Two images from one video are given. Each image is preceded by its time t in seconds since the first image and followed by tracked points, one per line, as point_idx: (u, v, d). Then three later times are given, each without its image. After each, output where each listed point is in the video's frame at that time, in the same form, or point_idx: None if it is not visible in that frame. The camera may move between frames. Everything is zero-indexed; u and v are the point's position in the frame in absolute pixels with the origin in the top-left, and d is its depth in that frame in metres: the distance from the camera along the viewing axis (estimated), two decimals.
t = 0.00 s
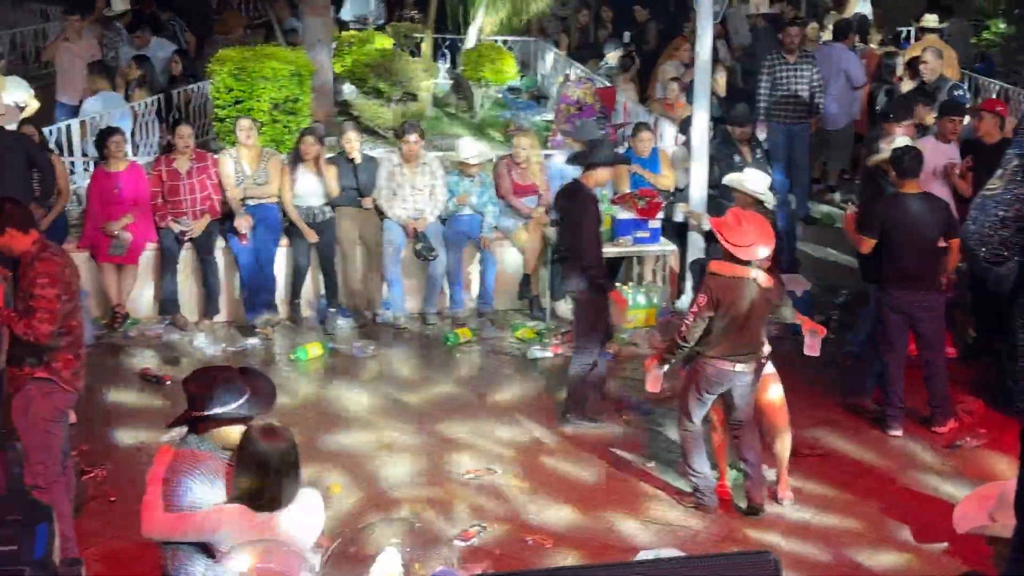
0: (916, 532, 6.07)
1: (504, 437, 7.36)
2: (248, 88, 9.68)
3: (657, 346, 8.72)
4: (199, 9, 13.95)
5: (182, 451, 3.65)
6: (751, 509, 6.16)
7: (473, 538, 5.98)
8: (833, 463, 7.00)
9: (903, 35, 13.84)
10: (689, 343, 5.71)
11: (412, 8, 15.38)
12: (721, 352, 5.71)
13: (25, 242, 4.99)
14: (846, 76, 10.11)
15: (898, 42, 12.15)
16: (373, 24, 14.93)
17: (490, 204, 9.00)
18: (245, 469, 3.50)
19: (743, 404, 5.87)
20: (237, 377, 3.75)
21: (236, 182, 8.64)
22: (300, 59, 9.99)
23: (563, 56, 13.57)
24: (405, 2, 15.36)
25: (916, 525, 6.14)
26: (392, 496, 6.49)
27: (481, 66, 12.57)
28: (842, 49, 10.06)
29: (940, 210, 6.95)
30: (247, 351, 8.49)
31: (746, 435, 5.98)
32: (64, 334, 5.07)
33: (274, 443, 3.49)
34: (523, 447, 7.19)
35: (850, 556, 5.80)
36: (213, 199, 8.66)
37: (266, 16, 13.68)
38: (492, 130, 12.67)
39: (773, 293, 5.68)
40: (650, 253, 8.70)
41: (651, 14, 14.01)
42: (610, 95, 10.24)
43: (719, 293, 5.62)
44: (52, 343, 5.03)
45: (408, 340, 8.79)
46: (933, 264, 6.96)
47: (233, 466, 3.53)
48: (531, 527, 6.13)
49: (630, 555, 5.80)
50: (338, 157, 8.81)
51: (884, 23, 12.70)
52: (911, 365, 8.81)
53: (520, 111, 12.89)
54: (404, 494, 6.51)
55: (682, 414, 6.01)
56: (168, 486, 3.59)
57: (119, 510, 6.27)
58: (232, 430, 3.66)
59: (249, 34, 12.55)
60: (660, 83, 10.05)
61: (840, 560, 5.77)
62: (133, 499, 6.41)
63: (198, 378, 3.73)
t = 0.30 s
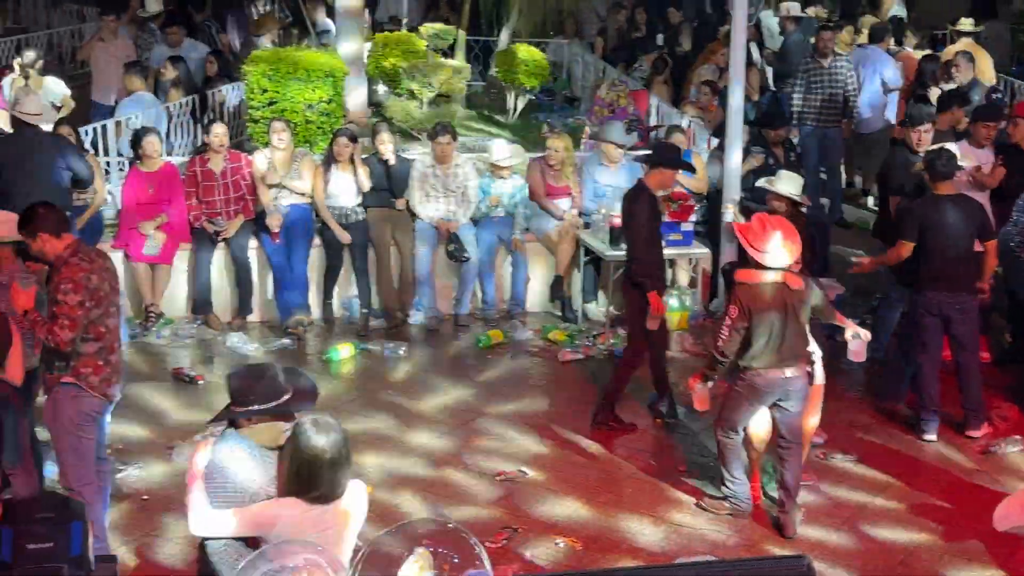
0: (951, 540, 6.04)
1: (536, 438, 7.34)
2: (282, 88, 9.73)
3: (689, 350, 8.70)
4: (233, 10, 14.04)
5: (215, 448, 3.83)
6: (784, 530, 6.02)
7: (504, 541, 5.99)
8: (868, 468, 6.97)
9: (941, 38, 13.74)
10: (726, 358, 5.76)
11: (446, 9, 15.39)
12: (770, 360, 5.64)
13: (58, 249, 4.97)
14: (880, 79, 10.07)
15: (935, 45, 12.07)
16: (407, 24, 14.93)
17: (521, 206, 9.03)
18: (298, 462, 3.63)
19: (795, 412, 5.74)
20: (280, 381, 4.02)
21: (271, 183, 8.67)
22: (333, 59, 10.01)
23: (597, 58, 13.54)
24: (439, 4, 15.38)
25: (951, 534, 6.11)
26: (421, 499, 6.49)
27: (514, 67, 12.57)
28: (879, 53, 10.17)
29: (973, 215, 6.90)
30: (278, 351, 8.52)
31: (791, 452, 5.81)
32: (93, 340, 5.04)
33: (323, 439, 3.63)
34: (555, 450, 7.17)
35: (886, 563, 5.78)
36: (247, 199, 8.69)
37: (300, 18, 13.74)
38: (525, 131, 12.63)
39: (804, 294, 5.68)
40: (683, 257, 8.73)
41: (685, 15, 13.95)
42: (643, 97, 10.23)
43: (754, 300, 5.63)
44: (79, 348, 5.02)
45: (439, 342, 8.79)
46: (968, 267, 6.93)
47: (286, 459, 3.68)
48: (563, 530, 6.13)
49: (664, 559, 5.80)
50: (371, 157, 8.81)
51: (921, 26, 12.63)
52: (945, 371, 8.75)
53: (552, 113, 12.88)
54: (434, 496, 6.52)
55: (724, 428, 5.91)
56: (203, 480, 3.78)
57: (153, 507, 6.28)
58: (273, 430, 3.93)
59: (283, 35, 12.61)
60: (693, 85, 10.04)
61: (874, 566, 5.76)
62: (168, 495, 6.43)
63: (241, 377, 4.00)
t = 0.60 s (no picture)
0: (990, 547, 6.01)
1: (572, 441, 7.35)
2: (318, 90, 9.80)
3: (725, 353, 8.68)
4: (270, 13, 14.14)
5: (262, 454, 3.95)
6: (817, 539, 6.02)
7: (537, 543, 6.00)
8: (904, 474, 6.94)
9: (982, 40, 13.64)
10: (747, 360, 5.49)
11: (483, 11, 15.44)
12: (785, 370, 5.47)
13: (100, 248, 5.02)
14: (919, 82, 10.01)
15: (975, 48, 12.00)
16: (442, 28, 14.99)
17: (556, 210, 8.95)
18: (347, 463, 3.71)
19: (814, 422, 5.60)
20: (320, 379, 4.01)
21: (307, 185, 8.75)
22: (370, 61, 10.04)
23: (634, 60, 13.53)
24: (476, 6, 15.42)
25: (991, 540, 6.09)
26: (455, 500, 6.52)
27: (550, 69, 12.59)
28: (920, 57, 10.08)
29: (1008, 220, 6.86)
30: (313, 352, 8.55)
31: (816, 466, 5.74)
32: (121, 343, 4.97)
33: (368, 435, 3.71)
34: (590, 452, 7.18)
35: (923, 569, 5.75)
36: (283, 200, 8.77)
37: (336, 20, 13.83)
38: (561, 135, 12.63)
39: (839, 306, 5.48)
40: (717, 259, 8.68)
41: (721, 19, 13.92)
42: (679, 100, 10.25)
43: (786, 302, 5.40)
44: (107, 352, 4.97)
45: (473, 344, 8.80)
46: (1006, 273, 6.88)
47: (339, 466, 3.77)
48: (597, 533, 6.14)
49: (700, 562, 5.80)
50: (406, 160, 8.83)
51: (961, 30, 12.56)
52: (982, 377, 8.69)
53: (588, 116, 12.89)
54: (467, 498, 6.53)
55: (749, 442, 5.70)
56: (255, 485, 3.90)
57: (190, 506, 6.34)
58: (311, 429, 3.95)
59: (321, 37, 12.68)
60: (728, 88, 10.04)
61: (912, 572, 5.73)
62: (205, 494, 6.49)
63: (283, 377, 3.98)
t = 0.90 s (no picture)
0: None
1: (609, 444, 7.35)
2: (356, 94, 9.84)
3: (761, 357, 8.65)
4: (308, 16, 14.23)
5: (299, 460, 3.81)
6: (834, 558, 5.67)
7: (573, 547, 5.99)
8: (945, 481, 6.89)
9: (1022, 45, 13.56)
10: (770, 374, 5.40)
11: (519, 15, 15.49)
12: (809, 388, 5.39)
13: (137, 255, 5.16)
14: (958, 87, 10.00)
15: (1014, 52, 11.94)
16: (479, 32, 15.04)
17: (591, 212, 9.04)
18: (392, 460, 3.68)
19: (829, 450, 5.46)
20: (353, 385, 3.97)
21: (342, 187, 8.74)
22: (407, 66, 10.09)
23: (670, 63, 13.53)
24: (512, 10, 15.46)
25: None
26: (493, 501, 6.54)
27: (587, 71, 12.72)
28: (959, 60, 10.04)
29: None
30: (350, 354, 8.57)
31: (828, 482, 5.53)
32: (155, 349, 5.06)
33: (408, 433, 3.68)
34: (628, 455, 7.17)
35: None
36: (320, 203, 8.77)
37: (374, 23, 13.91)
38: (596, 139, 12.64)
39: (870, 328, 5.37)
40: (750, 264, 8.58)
41: (757, 23, 13.89)
42: (716, 104, 10.27)
43: (809, 324, 5.31)
44: (141, 356, 5.06)
45: (508, 347, 8.81)
46: None
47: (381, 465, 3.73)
48: (634, 537, 6.12)
49: (742, 568, 5.78)
50: (443, 163, 8.84)
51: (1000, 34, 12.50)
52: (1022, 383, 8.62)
53: (624, 119, 12.91)
54: (503, 500, 6.53)
55: (774, 455, 5.74)
56: (301, 484, 3.78)
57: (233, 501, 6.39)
58: (349, 431, 3.94)
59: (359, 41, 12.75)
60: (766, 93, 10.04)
61: None
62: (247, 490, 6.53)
63: (316, 381, 3.94)
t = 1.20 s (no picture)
0: None
1: (643, 447, 7.34)
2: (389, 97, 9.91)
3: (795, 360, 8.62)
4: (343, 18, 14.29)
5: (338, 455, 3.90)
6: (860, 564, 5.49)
7: (605, 551, 5.99)
8: (982, 487, 6.83)
9: None
10: (810, 395, 5.18)
11: (553, 18, 15.50)
12: (857, 407, 5.15)
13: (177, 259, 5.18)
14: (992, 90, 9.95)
15: None
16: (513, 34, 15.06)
17: (625, 216, 9.17)
18: (431, 458, 3.77)
19: (884, 463, 5.27)
20: (395, 389, 4.06)
21: (377, 191, 8.88)
22: (440, 68, 10.12)
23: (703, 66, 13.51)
24: (545, 12, 15.48)
25: None
26: (524, 505, 6.54)
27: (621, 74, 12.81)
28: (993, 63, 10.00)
29: None
30: (383, 357, 8.58)
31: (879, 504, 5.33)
32: (191, 352, 5.04)
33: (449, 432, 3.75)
34: (661, 459, 7.16)
35: None
36: (354, 205, 8.79)
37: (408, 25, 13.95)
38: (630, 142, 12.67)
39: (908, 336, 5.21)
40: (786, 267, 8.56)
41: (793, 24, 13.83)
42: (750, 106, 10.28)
43: (851, 337, 5.09)
44: (179, 359, 5.07)
45: (541, 350, 8.80)
46: None
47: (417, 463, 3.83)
48: (667, 541, 6.12)
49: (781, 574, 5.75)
50: (475, 165, 8.86)
51: None
52: None
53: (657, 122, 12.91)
54: (535, 504, 6.54)
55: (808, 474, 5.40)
56: (346, 487, 3.85)
57: (275, 495, 6.42)
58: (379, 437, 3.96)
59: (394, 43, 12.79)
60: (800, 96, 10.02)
61: None
62: (285, 482, 6.56)
63: (359, 384, 4.04)
